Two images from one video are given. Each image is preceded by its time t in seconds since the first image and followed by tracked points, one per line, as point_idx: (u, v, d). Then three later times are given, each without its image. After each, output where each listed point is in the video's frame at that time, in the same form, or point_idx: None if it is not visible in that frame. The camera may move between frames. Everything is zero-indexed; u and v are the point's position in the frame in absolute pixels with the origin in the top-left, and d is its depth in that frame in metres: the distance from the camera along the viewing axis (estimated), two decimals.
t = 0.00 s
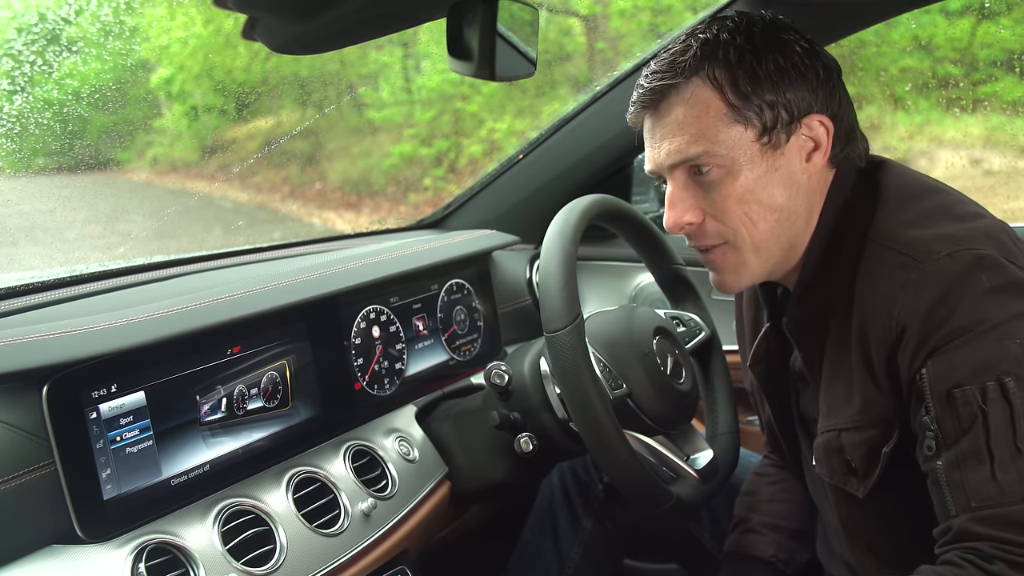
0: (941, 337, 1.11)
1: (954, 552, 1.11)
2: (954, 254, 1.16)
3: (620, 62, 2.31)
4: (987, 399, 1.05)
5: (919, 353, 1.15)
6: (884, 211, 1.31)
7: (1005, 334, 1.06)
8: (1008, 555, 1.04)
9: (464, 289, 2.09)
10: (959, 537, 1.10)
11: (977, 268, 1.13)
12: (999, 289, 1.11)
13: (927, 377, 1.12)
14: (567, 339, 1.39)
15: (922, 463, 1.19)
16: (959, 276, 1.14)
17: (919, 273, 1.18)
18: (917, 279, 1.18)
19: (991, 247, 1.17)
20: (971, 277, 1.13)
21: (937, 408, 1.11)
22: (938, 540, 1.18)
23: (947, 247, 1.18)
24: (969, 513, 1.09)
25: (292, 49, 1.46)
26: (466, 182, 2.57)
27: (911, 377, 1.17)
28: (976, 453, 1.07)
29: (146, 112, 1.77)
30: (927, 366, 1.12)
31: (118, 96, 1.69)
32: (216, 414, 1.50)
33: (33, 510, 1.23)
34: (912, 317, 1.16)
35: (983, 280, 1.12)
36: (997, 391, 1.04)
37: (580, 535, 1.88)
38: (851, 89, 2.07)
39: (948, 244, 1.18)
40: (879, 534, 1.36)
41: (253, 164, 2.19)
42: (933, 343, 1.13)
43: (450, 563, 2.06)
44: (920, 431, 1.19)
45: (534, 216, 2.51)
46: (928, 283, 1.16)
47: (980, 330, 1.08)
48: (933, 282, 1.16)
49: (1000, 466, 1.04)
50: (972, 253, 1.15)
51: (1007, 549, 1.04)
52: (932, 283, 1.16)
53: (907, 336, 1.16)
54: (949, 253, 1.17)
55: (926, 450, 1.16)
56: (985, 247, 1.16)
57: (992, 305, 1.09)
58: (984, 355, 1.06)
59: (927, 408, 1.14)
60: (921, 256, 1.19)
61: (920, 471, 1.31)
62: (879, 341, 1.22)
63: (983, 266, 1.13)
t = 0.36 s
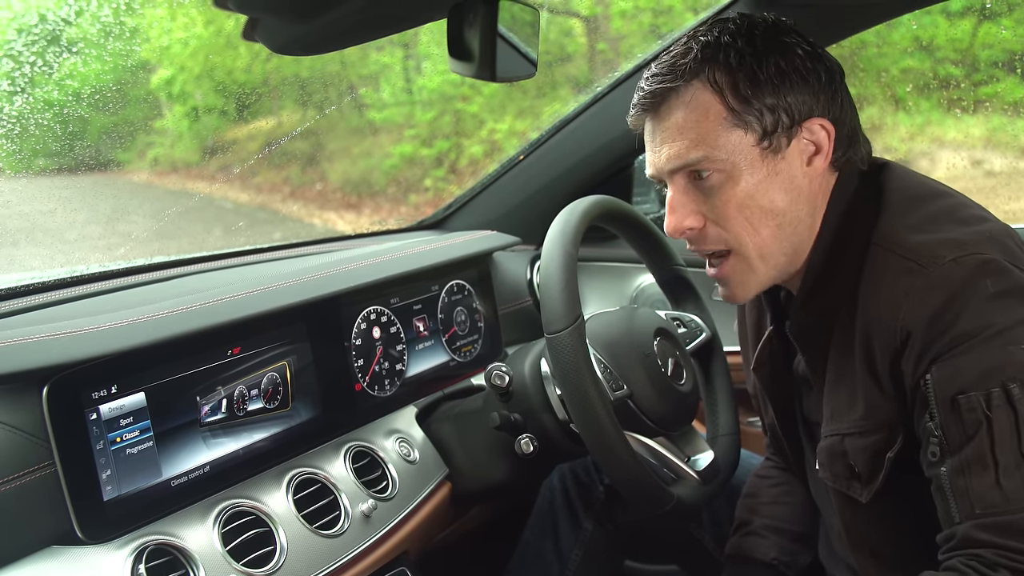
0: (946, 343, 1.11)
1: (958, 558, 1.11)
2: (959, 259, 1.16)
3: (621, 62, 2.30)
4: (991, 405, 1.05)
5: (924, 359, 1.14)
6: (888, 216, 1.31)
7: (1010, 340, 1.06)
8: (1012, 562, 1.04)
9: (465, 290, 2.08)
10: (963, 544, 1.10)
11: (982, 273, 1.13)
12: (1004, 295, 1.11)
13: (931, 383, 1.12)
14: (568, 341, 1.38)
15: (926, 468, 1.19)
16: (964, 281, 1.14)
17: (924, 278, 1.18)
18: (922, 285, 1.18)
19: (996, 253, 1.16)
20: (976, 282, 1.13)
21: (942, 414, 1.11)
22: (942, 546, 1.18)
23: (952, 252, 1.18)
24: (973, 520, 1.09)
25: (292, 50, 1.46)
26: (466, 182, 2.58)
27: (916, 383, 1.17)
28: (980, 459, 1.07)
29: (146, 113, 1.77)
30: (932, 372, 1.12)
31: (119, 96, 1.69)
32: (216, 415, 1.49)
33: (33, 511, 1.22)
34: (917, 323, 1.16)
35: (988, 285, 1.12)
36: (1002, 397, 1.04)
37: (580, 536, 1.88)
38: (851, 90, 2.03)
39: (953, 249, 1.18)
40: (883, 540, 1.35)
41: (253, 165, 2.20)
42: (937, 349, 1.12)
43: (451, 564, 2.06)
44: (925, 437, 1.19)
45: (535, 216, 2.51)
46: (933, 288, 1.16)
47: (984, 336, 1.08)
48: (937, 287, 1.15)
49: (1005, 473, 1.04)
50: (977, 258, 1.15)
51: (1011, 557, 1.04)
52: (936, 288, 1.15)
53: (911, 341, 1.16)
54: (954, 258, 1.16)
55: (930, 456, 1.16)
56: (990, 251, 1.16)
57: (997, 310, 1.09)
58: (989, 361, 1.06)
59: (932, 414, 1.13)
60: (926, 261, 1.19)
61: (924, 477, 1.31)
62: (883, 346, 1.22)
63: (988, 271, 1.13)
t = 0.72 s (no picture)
0: (947, 344, 1.11)
1: (957, 560, 1.11)
2: (960, 261, 1.16)
3: (622, 62, 2.30)
4: (991, 407, 1.05)
5: (926, 360, 1.14)
6: (889, 216, 1.31)
7: (1011, 341, 1.06)
8: (1012, 565, 1.04)
9: (465, 290, 2.08)
10: (962, 546, 1.10)
11: (983, 274, 1.13)
12: (1005, 296, 1.10)
13: (933, 384, 1.12)
14: (568, 341, 1.38)
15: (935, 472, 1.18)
16: (965, 283, 1.13)
17: (925, 279, 1.18)
18: (923, 286, 1.17)
19: (998, 255, 1.16)
20: (977, 284, 1.13)
21: (942, 416, 1.11)
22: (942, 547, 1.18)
23: (953, 254, 1.17)
24: (973, 522, 1.09)
25: (292, 50, 1.46)
26: (466, 182, 2.58)
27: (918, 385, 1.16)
28: (980, 461, 1.07)
29: (147, 113, 1.78)
30: (933, 374, 1.12)
31: (120, 97, 1.69)
32: (217, 415, 1.49)
33: (33, 512, 1.22)
34: (918, 324, 1.16)
35: (988, 287, 1.12)
36: (1002, 399, 1.04)
37: (581, 537, 1.88)
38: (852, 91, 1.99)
39: (954, 250, 1.18)
40: (881, 541, 1.35)
41: (254, 165, 2.20)
42: (938, 351, 1.12)
43: (452, 564, 2.06)
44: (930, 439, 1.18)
45: (536, 217, 2.52)
46: (934, 290, 1.16)
47: (984, 338, 1.08)
48: (938, 288, 1.15)
49: (1005, 475, 1.04)
50: (978, 259, 1.15)
51: (1011, 560, 1.04)
52: (937, 290, 1.15)
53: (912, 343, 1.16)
54: (955, 260, 1.16)
55: (930, 458, 1.15)
56: (991, 253, 1.16)
57: (997, 311, 1.09)
58: (990, 362, 1.06)
59: (932, 416, 1.13)
60: (927, 263, 1.19)
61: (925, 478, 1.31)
62: (884, 348, 1.22)
63: (989, 273, 1.13)
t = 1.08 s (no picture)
0: (948, 343, 1.11)
1: (957, 561, 1.11)
2: (962, 260, 1.16)
3: (623, 62, 2.30)
4: (993, 407, 1.05)
5: (927, 360, 1.14)
6: (890, 216, 1.31)
7: (1012, 341, 1.06)
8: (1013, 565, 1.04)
9: (466, 290, 2.08)
10: (962, 546, 1.10)
11: (985, 274, 1.13)
12: (1007, 296, 1.11)
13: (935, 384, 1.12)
14: (569, 340, 1.38)
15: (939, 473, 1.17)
16: (966, 283, 1.13)
17: (926, 278, 1.18)
18: (924, 286, 1.17)
19: (999, 254, 1.16)
20: (979, 283, 1.13)
21: (943, 415, 1.11)
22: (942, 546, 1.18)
23: (955, 253, 1.17)
24: (974, 522, 1.09)
25: (293, 50, 1.46)
26: (467, 182, 2.59)
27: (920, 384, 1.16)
28: (981, 460, 1.07)
29: (148, 113, 1.78)
30: (934, 373, 1.12)
31: (121, 96, 1.70)
32: (218, 414, 1.50)
33: (35, 511, 1.23)
34: (919, 324, 1.15)
35: (990, 286, 1.12)
36: (1004, 398, 1.04)
37: (583, 537, 1.88)
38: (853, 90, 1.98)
39: (956, 250, 1.18)
40: (882, 541, 1.35)
41: (254, 164, 2.20)
42: (939, 350, 1.12)
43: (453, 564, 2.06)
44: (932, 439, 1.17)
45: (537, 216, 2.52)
46: (936, 289, 1.16)
47: (985, 337, 1.08)
48: (940, 288, 1.15)
49: (1006, 475, 1.04)
50: (979, 259, 1.15)
51: (1011, 560, 1.04)
52: (938, 289, 1.15)
53: (914, 342, 1.16)
54: (957, 259, 1.16)
55: (931, 458, 1.15)
56: (993, 253, 1.16)
57: (998, 311, 1.09)
58: (992, 361, 1.06)
59: (933, 415, 1.13)
60: (928, 262, 1.19)
61: (926, 478, 1.31)
62: (886, 347, 1.22)
63: (991, 273, 1.13)
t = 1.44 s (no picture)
0: (950, 344, 1.11)
1: (958, 562, 1.11)
2: (963, 262, 1.16)
3: (623, 61, 2.31)
4: (994, 409, 1.05)
5: (928, 361, 1.14)
6: (891, 216, 1.31)
7: (1013, 343, 1.06)
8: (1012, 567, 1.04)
9: (466, 290, 2.08)
10: (963, 548, 1.10)
11: (987, 276, 1.13)
12: (1008, 297, 1.11)
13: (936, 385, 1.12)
14: (569, 339, 1.38)
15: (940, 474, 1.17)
16: (967, 284, 1.13)
17: (927, 280, 1.17)
18: (925, 287, 1.17)
19: (1001, 255, 1.16)
20: (980, 285, 1.13)
21: (944, 416, 1.11)
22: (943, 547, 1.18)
23: (956, 254, 1.17)
24: (975, 524, 1.09)
25: (293, 50, 1.46)
26: (467, 181, 2.58)
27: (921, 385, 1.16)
28: (982, 462, 1.07)
29: (149, 113, 1.78)
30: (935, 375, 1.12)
31: (121, 96, 1.70)
32: (218, 414, 1.50)
33: (35, 510, 1.23)
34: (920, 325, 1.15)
35: (991, 288, 1.12)
36: (1005, 400, 1.04)
37: (583, 536, 1.88)
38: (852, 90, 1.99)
39: (957, 251, 1.18)
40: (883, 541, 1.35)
41: (255, 164, 2.20)
42: (941, 351, 1.12)
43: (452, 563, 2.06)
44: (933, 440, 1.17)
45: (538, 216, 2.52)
46: (938, 290, 1.16)
47: (986, 339, 1.08)
48: (941, 289, 1.15)
49: (1007, 477, 1.04)
50: (981, 260, 1.15)
51: (1011, 562, 1.04)
52: (939, 291, 1.15)
53: (915, 344, 1.16)
54: (959, 260, 1.16)
55: (931, 459, 1.15)
56: (994, 254, 1.16)
57: (999, 312, 1.09)
58: (993, 362, 1.06)
59: (934, 416, 1.13)
60: (929, 263, 1.19)
61: (927, 479, 1.30)
62: (887, 348, 1.22)
63: (992, 274, 1.13)
